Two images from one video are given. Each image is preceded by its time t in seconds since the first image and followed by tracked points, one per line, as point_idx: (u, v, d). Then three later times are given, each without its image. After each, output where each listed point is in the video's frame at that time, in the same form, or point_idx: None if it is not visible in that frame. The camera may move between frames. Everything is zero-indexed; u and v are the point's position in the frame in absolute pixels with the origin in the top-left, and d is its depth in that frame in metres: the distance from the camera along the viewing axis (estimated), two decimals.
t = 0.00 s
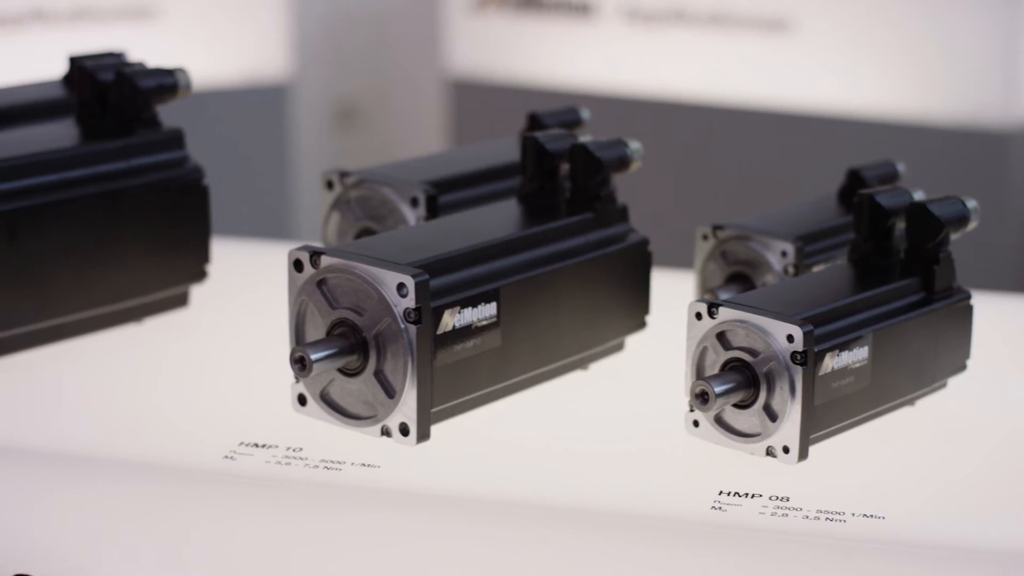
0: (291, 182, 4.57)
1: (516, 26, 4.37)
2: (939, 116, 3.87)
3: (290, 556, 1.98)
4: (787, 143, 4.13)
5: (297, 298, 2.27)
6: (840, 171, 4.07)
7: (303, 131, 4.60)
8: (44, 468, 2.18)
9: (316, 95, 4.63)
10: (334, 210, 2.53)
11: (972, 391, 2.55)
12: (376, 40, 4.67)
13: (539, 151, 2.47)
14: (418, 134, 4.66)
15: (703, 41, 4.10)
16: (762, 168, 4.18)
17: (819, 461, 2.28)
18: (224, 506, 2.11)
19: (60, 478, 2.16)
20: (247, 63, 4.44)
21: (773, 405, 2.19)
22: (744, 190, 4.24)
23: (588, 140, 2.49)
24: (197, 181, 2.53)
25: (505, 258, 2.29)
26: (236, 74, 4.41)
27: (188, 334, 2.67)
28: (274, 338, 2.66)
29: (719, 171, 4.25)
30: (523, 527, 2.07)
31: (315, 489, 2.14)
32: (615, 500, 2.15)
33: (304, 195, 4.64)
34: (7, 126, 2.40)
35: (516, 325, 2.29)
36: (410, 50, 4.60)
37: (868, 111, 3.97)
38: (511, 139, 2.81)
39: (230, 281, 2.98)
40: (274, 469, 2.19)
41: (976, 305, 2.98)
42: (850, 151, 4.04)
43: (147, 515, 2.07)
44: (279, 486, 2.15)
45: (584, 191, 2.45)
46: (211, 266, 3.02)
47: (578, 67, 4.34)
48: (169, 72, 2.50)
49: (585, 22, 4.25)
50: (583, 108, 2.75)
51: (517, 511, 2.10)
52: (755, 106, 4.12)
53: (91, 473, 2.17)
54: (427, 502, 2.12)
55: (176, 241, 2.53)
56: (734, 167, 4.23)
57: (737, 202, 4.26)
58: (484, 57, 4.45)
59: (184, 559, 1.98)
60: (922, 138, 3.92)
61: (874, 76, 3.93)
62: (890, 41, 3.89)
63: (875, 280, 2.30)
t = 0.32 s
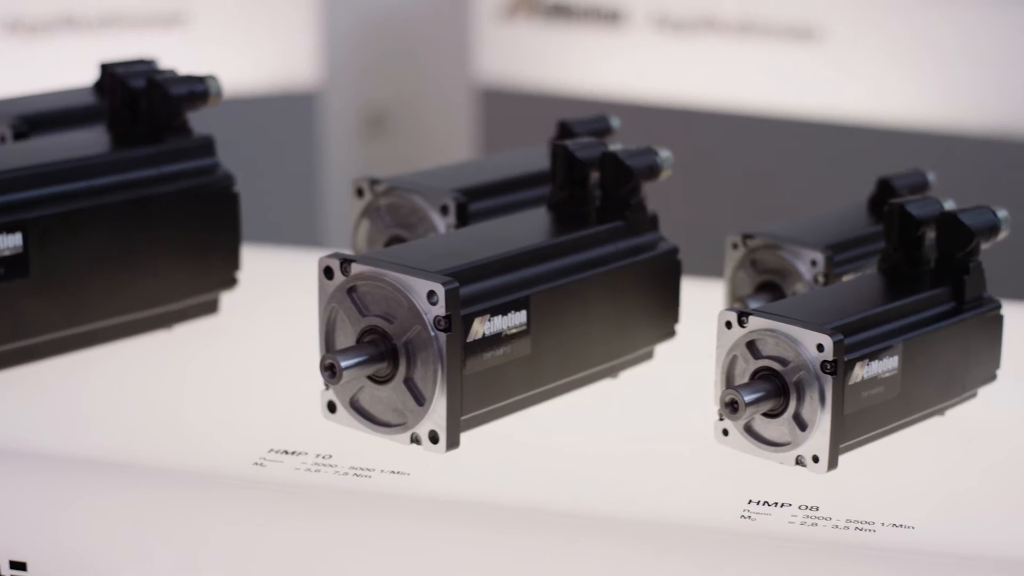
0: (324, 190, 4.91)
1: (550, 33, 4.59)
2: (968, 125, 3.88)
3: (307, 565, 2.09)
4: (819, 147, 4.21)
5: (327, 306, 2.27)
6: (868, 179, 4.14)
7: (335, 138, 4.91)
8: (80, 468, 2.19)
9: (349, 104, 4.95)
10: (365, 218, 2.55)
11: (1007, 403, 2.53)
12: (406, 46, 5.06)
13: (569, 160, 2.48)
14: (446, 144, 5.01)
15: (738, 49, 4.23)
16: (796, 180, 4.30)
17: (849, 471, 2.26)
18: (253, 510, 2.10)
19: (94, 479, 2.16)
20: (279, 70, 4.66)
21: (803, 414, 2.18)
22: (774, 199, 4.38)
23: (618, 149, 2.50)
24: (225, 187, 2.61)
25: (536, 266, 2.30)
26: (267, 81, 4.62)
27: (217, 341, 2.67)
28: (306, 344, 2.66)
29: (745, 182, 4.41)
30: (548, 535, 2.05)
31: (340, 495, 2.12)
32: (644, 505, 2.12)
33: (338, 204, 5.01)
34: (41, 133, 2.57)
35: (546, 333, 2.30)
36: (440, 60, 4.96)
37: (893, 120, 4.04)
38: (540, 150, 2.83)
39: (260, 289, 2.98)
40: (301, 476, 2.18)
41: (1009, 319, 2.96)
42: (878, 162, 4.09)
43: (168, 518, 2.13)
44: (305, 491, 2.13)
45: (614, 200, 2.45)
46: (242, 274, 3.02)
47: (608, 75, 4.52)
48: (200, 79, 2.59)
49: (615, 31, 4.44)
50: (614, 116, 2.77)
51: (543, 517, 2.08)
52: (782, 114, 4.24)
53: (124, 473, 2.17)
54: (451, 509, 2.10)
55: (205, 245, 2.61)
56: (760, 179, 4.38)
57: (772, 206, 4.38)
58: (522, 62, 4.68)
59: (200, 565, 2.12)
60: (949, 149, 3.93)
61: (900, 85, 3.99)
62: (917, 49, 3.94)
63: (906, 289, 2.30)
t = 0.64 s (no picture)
0: (353, 199, 4.81)
1: (583, 37, 4.58)
2: (1002, 132, 3.84)
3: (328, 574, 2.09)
4: (851, 154, 4.19)
5: (358, 312, 2.28)
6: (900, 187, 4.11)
7: (364, 147, 4.82)
8: (112, 472, 2.19)
9: (376, 113, 4.86)
10: (396, 225, 2.57)
11: None
12: (436, 53, 4.94)
13: (601, 168, 2.48)
14: (475, 153, 4.92)
15: (767, 57, 4.27)
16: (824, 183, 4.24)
17: (878, 480, 2.26)
18: (282, 515, 2.10)
19: (126, 483, 2.17)
20: (307, 77, 4.67)
21: (833, 423, 2.18)
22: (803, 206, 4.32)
23: (650, 157, 2.50)
24: (257, 195, 2.64)
25: (567, 274, 2.30)
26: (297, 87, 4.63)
27: (245, 348, 2.67)
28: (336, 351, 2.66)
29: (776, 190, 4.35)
30: (579, 542, 2.05)
31: (371, 501, 2.12)
32: (674, 513, 2.12)
33: (366, 214, 4.89)
34: (72, 139, 2.60)
35: (576, 341, 2.30)
36: (466, 63, 4.86)
37: (921, 128, 4.07)
38: (574, 156, 2.84)
39: (290, 295, 2.99)
40: (332, 481, 2.18)
41: None
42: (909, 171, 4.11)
43: (186, 524, 2.14)
44: (335, 497, 2.13)
45: (645, 209, 2.46)
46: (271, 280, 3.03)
47: (637, 84, 4.53)
48: (232, 86, 2.63)
49: (648, 38, 4.44)
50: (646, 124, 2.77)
51: (573, 525, 2.08)
52: (812, 123, 4.25)
53: (156, 477, 2.17)
54: (480, 517, 2.09)
55: (235, 250, 2.63)
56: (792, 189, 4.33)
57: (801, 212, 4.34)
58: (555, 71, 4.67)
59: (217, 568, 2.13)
60: (981, 155, 3.88)
61: (929, 93, 4.02)
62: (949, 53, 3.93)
63: (937, 298, 2.30)
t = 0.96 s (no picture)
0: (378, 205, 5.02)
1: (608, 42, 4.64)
2: None
3: None
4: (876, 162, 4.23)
5: (387, 320, 2.28)
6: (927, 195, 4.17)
7: (389, 154, 5.03)
8: (141, 478, 2.20)
9: (402, 121, 5.05)
10: (425, 232, 2.61)
11: None
12: (461, 63, 5.04)
13: (630, 177, 2.50)
14: (502, 160, 5.01)
15: (791, 65, 4.29)
16: (856, 197, 4.31)
17: (907, 490, 2.25)
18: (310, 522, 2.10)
19: (154, 489, 2.17)
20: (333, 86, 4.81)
21: (863, 432, 2.18)
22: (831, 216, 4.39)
23: (679, 165, 2.50)
24: (286, 203, 2.65)
25: (596, 282, 2.30)
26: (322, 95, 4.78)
27: (272, 355, 2.68)
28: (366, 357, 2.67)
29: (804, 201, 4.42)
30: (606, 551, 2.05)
31: (399, 508, 2.13)
32: (702, 520, 2.12)
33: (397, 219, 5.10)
34: (102, 146, 2.63)
35: (605, 350, 2.30)
36: (492, 73, 4.97)
37: (943, 137, 4.08)
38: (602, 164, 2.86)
39: (319, 301, 3.00)
40: (360, 488, 2.18)
41: None
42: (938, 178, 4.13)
43: (207, 528, 2.14)
44: (362, 505, 2.12)
45: (674, 217, 2.46)
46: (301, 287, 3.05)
47: (663, 92, 4.58)
48: (262, 94, 2.64)
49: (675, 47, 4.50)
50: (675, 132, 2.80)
51: (601, 535, 2.08)
52: (840, 132, 4.27)
53: (185, 484, 2.18)
54: (508, 525, 2.09)
55: (261, 257, 2.64)
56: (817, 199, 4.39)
57: (832, 223, 4.38)
58: (585, 79, 4.72)
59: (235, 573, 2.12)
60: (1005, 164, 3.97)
61: (954, 99, 4.03)
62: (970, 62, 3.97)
63: (966, 307, 2.31)
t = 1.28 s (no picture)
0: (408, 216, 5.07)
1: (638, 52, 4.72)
2: None
3: None
4: (899, 170, 4.19)
5: (418, 327, 2.29)
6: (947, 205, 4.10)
7: (419, 164, 5.06)
8: (169, 483, 2.20)
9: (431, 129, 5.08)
10: (455, 240, 2.62)
11: None
12: (492, 72, 5.10)
13: (660, 184, 2.50)
14: (530, 169, 5.04)
15: (818, 74, 4.32)
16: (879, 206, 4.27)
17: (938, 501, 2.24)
18: (337, 529, 2.09)
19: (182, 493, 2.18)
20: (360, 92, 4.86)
21: (893, 441, 2.18)
22: (856, 226, 4.34)
23: (709, 174, 2.52)
24: (316, 209, 2.67)
25: (627, 290, 2.30)
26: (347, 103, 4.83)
27: (299, 364, 2.68)
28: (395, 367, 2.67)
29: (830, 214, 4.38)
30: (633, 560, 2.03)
31: (427, 515, 2.12)
32: (731, 528, 2.12)
33: (425, 230, 5.15)
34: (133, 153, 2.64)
35: (635, 358, 2.30)
36: (526, 79, 5.03)
37: (964, 143, 4.04)
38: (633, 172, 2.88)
39: (349, 309, 3.01)
40: (389, 495, 2.18)
41: None
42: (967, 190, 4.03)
43: (229, 531, 2.10)
44: (390, 512, 2.13)
45: (704, 225, 2.47)
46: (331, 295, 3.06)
47: (692, 100, 4.62)
48: (292, 100, 2.68)
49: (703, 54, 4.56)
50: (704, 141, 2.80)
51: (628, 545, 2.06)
52: (864, 138, 4.26)
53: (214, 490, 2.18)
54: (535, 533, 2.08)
55: (289, 263, 2.65)
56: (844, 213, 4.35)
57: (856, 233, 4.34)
58: (613, 88, 4.79)
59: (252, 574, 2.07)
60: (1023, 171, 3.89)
61: (978, 106, 4.00)
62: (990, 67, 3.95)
63: (997, 317, 2.31)
